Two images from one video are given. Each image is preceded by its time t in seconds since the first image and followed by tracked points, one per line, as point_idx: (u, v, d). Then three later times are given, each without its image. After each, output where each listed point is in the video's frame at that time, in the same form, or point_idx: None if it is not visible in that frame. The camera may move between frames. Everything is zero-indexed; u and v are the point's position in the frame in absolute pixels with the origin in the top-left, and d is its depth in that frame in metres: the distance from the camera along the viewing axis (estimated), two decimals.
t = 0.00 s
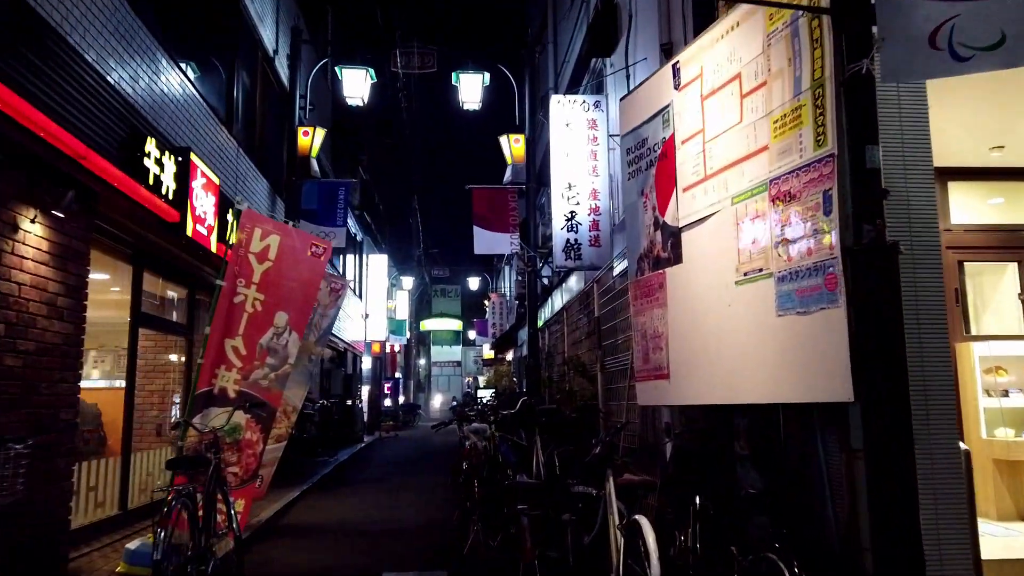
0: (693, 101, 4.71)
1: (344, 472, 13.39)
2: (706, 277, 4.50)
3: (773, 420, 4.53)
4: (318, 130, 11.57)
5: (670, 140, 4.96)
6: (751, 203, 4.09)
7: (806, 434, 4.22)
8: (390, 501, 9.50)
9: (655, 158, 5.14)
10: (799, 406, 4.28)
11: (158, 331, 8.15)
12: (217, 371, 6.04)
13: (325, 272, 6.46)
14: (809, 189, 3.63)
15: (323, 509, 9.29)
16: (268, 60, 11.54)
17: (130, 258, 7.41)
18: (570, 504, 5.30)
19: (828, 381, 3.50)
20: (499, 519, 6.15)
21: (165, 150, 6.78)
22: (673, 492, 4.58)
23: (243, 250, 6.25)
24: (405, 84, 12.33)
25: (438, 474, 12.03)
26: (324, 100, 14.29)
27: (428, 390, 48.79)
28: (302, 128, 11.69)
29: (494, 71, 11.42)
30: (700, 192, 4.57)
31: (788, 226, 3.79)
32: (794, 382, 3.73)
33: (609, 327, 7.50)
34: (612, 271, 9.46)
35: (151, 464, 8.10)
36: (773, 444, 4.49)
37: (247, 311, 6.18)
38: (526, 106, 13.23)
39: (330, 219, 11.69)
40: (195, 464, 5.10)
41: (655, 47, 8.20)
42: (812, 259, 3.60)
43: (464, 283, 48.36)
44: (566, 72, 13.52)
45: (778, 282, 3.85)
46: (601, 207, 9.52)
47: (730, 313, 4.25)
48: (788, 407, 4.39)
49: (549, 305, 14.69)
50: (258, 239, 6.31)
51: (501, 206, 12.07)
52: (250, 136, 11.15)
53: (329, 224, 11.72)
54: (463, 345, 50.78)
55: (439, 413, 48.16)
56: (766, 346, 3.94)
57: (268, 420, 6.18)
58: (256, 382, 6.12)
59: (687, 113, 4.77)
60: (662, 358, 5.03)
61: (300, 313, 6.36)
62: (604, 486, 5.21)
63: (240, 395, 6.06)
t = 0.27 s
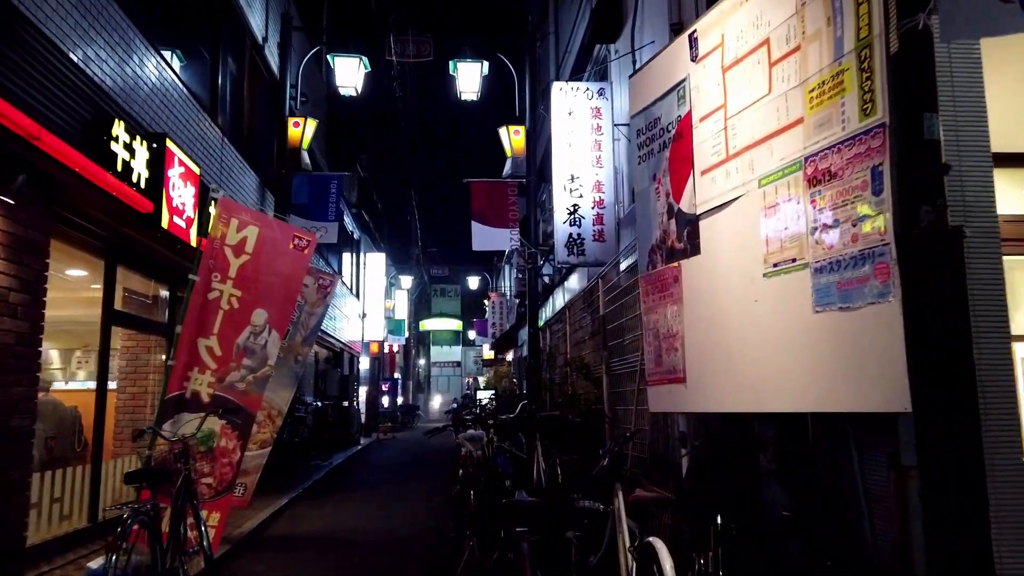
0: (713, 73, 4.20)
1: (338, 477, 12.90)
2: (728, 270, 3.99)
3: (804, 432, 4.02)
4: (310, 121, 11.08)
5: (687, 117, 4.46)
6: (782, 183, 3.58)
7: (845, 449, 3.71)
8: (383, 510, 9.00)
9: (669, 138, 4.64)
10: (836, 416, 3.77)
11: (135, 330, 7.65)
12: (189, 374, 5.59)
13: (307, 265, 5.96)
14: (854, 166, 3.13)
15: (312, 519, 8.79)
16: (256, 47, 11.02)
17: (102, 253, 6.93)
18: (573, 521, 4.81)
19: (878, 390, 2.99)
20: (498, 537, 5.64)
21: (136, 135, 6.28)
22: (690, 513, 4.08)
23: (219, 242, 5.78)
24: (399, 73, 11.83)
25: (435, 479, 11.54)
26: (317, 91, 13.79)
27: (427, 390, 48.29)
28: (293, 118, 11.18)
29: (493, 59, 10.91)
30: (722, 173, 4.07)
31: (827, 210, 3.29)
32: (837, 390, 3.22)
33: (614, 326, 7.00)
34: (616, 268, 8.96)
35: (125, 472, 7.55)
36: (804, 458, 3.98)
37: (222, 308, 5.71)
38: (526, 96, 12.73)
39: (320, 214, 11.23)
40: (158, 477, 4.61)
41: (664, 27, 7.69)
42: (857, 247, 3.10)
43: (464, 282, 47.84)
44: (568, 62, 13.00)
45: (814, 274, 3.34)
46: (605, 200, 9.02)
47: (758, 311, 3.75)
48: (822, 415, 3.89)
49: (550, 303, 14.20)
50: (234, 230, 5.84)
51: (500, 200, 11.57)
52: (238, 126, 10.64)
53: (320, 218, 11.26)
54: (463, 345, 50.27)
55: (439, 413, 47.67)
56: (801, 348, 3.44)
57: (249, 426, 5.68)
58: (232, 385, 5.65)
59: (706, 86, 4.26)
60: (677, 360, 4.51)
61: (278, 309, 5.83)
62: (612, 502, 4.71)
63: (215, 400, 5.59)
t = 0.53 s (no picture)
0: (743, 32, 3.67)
1: (331, 483, 12.41)
2: (762, 258, 3.48)
3: (848, 443, 3.52)
4: (301, 111, 10.61)
5: (709, 86, 3.94)
6: (828, 154, 3.06)
7: (899, 464, 3.20)
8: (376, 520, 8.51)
9: (689, 111, 4.13)
10: (885, 425, 3.28)
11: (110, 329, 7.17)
12: (157, 377, 5.06)
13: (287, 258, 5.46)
14: (923, 127, 2.61)
15: (301, 529, 8.29)
16: (245, 34, 10.53)
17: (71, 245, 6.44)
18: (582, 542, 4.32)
19: (957, 398, 2.48)
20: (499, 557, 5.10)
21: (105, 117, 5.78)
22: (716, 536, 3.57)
23: (189, 231, 5.25)
24: (395, 61, 11.33)
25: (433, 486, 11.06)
26: (310, 81, 13.31)
27: (427, 392, 47.81)
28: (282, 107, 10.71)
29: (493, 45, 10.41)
30: (753, 146, 3.55)
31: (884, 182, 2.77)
32: (903, 397, 2.71)
33: (622, 325, 6.48)
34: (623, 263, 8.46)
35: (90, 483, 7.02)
36: (845, 474, 3.49)
37: (191, 303, 5.20)
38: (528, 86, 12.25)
39: (312, 209, 10.74)
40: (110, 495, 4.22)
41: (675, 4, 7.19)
42: (927, 226, 2.58)
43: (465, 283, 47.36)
44: (571, 50, 12.48)
45: (869, 260, 2.83)
46: (612, 191, 8.51)
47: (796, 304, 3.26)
48: (867, 425, 3.39)
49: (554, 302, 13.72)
50: (204, 218, 5.31)
51: (500, 194, 11.08)
52: (225, 115, 10.16)
53: (312, 213, 10.80)
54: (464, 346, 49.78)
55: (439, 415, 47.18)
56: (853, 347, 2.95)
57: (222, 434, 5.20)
58: (205, 389, 5.17)
59: (733, 49, 3.74)
60: (698, 362, 3.99)
61: (255, 305, 5.34)
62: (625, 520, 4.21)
63: (185, 405, 5.11)
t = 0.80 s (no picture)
0: None
1: (330, 486, 11.92)
2: (821, 235, 2.98)
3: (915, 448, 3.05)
4: (296, 98, 10.14)
5: (752, 42, 3.45)
6: (907, 108, 2.57)
7: (989, 477, 2.72)
8: (375, 527, 8.07)
9: (727, 72, 3.64)
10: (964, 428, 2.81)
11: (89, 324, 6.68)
12: (131, 374, 4.58)
13: (275, 244, 5.05)
14: None
15: (296, 537, 7.81)
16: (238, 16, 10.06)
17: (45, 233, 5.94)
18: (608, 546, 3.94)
19: None
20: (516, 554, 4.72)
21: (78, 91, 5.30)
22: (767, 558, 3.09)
23: (167, 213, 4.76)
24: (395, 45, 10.84)
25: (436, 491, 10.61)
26: (306, 69, 12.83)
27: (429, 392, 47.35)
28: (277, 93, 10.19)
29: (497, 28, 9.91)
30: (809, 106, 3.06)
31: (990, 133, 2.28)
32: (1013, 398, 2.22)
33: (640, 320, 5.97)
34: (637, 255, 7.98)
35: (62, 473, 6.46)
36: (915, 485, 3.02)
37: (168, 289, 4.70)
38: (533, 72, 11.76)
39: (308, 200, 10.24)
40: (67, 508, 3.80)
41: None
42: None
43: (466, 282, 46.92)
44: (578, 35, 11.97)
45: (965, 231, 2.34)
46: (625, 178, 8.02)
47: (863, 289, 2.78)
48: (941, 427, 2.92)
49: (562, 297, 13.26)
50: (183, 195, 4.83)
51: (505, 184, 10.53)
52: (217, 101, 9.70)
53: (309, 204, 10.32)
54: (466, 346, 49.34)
55: (440, 415, 46.74)
56: (935, 337, 2.48)
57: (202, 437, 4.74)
58: (184, 387, 4.70)
59: None
60: (739, 358, 3.49)
61: (238, 295, 4.91)
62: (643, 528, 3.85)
63: (162, 405, 4.63)
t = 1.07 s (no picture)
0: None
1: (330, 494, 11.37)
2: (919, 214, 2.48)
3: None
4: (296, 85, 9.67)
5: None
6: None
7: None
8: (379, 541, 7.57)
9: (791, 30, 3.14)
10: None
11: (70, 323, 6.17)
12: (107, 378, 4.06)
13: (270, 235, 4.60)
14: None
15: (294, 551, 7.28)
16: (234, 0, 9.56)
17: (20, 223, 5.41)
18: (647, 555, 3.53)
19: None
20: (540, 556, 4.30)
21: (51, 65, 4.80)
22: None
23: (150, 198, 4.26)
24: (400, 31, 10.33)
25: (442, 500, 10.10)
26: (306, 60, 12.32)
27: (431, 394, 46.81)
28: (275, 79, 9.72)
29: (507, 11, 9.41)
30: (903, 59, 2.56)
31: None
32: None
33: (669, 319, 5.44)
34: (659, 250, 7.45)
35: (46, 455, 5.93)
36: None
37: (150, 284, 4.19)
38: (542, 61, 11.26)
39: (309, 192, 9.79)
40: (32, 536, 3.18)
41: None
42: None
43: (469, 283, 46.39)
44: (591, 23, 11.45)
45: None
46: (646, 168, 7.50)
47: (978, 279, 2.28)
48: None
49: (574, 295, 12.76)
50: (168, 178, 4.32)
51: (515, 176, 10.03)
52: (212, 89, 9.20)
53: (308, 197, 9.84)
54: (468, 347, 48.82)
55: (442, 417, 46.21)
56: None
57: (187, 448, 4.26)
58: (167, 392, 4.22)
59: None
60: (809, 360, 2.98)
61: (229, 291, 4.42)
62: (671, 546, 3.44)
63: (143, 413, 4.14)
